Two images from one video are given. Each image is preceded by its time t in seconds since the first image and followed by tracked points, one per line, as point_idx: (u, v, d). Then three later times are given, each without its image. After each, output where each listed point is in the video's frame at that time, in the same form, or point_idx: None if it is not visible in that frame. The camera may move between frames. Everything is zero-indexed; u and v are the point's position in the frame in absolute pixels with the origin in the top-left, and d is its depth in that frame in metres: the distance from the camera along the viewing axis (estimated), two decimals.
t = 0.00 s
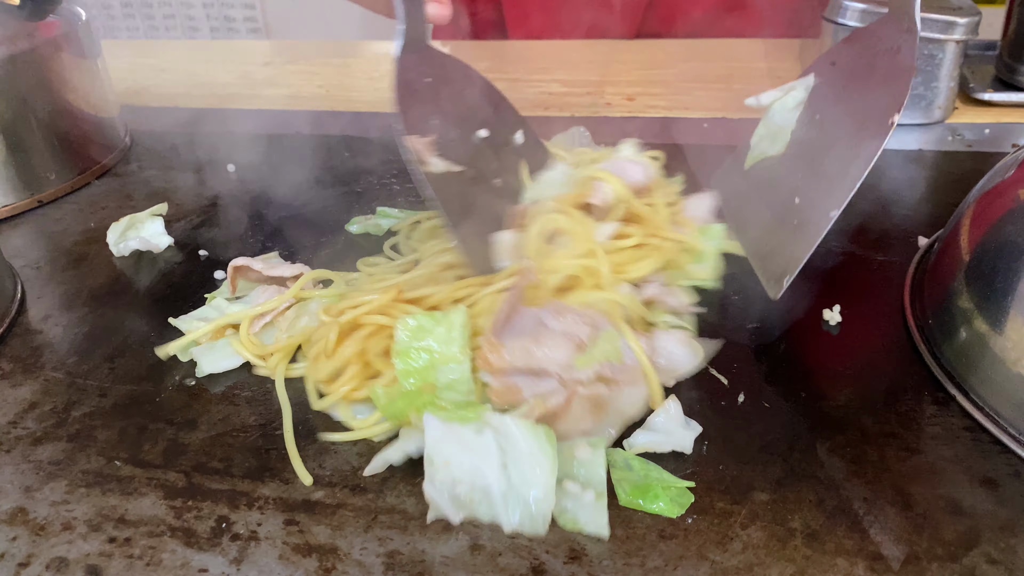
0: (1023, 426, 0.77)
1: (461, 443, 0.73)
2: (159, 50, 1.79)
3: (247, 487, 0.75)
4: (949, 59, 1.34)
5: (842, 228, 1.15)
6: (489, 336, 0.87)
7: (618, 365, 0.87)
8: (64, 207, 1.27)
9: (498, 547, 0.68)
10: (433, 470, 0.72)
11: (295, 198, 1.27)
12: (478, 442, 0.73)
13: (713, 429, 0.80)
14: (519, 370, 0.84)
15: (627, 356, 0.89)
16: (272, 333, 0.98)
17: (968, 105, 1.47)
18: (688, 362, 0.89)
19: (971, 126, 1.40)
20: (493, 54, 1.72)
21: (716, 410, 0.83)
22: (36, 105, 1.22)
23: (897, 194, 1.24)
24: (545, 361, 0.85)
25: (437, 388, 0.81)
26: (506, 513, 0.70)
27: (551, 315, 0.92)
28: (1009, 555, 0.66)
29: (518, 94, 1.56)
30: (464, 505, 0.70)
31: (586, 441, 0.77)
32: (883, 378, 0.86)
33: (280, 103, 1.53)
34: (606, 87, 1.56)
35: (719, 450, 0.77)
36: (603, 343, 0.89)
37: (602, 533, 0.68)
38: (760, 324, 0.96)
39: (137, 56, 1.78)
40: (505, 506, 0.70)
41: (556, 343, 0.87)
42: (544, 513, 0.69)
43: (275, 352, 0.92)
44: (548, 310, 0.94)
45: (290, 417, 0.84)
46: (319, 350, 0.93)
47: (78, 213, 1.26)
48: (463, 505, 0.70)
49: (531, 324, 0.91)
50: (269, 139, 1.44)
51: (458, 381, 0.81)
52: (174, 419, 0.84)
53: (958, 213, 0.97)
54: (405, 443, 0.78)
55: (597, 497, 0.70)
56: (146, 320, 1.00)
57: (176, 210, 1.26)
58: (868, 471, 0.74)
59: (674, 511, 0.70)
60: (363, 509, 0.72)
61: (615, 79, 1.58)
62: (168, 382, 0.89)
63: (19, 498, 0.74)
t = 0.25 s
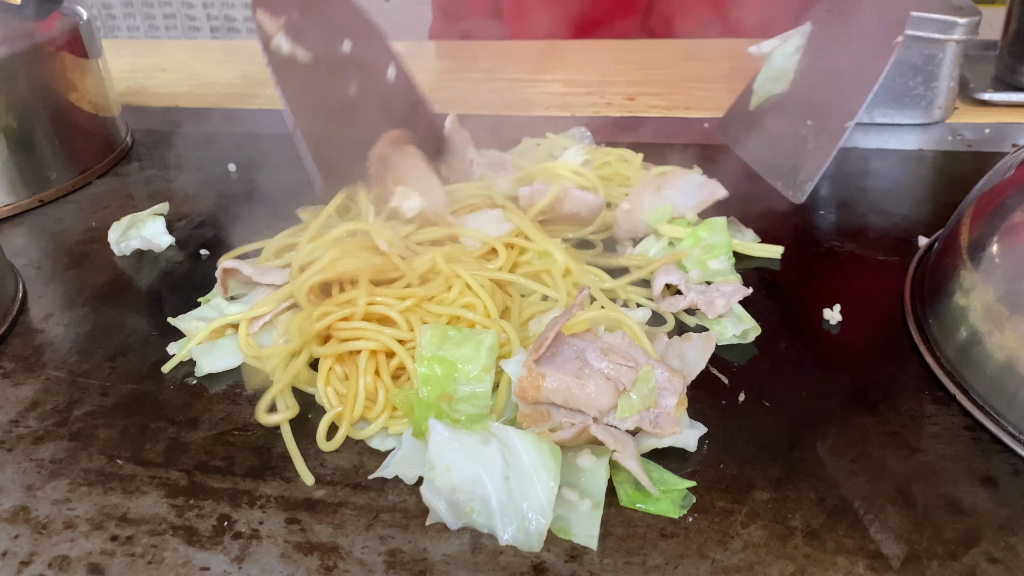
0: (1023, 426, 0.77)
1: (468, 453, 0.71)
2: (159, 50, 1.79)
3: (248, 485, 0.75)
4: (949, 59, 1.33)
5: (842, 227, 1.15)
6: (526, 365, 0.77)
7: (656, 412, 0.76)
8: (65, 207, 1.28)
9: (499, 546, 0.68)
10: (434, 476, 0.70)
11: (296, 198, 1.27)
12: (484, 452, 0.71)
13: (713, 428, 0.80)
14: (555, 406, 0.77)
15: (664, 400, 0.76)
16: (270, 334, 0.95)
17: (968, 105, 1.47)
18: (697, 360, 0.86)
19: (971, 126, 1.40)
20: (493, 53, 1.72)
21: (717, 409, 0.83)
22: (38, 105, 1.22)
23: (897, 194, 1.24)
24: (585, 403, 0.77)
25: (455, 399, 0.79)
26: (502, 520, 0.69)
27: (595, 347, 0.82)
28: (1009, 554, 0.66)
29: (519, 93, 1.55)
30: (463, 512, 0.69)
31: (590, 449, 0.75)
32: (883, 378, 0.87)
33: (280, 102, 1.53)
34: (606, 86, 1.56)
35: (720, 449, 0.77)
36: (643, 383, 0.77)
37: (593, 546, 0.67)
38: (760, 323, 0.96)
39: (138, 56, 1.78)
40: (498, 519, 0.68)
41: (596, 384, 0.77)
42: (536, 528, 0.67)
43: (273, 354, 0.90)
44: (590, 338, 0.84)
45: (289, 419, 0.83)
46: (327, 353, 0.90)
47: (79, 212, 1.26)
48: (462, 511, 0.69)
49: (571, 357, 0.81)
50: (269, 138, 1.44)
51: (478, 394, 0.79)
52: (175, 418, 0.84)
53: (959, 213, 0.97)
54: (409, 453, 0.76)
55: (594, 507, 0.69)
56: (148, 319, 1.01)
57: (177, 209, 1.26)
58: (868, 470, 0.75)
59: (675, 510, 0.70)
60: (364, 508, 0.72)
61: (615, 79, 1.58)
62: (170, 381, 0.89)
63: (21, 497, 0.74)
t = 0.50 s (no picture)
0: None
1: (472, 451, 0.71)
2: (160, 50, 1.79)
3: (251, 483, 0.75)
4: (949, 59, 1.33)
5: (844, 227, 1.15)
6: (530, 365, 0.77)
7: (658, 411, 0.76)
8: (67, 206, 1.28)
9: (502, 543, 0.68)
10: (438, 473, 0.70)
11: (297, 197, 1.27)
12: (487, 450, 0.72)
13: (715, 427, 0.80)
14: (558, 405, 0.77)
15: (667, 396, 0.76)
16: (273, 332, 0.96)
17: (969, 105, 1.47)
18: (697, 357, 0.85)
19: (972, 126, 1.40)
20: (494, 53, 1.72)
21: (719, 407, 0.83)
22: (40, 103, 1.22)
23: (898, 193, 1.24)
24: (588, 402, 0.77)
25: (460, 397, 0.79)
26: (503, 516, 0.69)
27: (598, 345, 0.82)
28: (1011, 551, 0.66)
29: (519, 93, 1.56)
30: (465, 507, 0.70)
31: (592, 446, 0.75)
32: (885, 376, 0.87)
33: (281, 101, 1.53)
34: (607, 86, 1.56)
35: (722, 447, 0.78)
36: (645, 382, 0.77)
37: (596, 543, 0.67)
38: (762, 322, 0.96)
39: (139, 55, 1.78)
40: (500, 517, 0.68)
41: (599, 383, 0.78)
42: (538, 527, 0.68)
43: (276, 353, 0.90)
44: (593, 337, 0.84)
45: (291, 418, 0.83)
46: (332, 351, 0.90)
47: (81, 211, 1.26)
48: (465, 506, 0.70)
49: (574, 356, 0.81)
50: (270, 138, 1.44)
51: (481, 393, 0.79)
52: (178, 416, 0.84)
53: (960, 212, 0.97)
54: (412, 451, 0.77)
55: (596, 505, 0.69)
56: (150, 317, 1.01)
57: (179, 208, 1.26)
58: (870, 468, 0.75)
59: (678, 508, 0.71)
60: (367, 505, 0.72)
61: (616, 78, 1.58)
62: (172, 379, 0.89)
63: (24, 494, 0.74)
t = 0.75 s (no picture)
0: None
1: (472, 451, 0.71)
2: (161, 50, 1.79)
3: (251, 482, 0.75)
4: (949, 59, 1.33)
5: (843, 227, 1.15)
6: (530, 365, 0.77)
7: (658, 412, 0.76)
8: (67, 205, 1.28)
9: (502, 543, 0.68)
10: (438, 473, 0.70)
11: (297, 197, 1.27)
12: (487, 450, 0.72)
13: (715, 427, 0.80)
14: (557, 405, 0.77)
15: (667, 397, 0.76)
16: (273, 332, 0.96)
17: (968, 105, 1.47)
18: (697, 357, 0.86)
19: (972, 126, 1.41)
20: (494, 53, 1.71)
21: (719, 408, 0.83)
22: (39, 102, 1.22)
23: (898, 194, 1.24)
24: (588, 402, 0.77)
25: (460, 397, 0.79)
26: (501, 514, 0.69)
27: (598, 346, 0.83)
28: (1010, 551, 0.66)
29: (520, 92, 1.55)
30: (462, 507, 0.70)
31: (592, 446, 0.75)
32: (884, 376, 0.87)
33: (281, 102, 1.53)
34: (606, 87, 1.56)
35: (722, 447, 0.78)
36: (645, 383, 0.77)
37: (595, 543, 0.67)
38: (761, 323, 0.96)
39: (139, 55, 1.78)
40: (500, 517, 0.68)
41: (599, 384, 0.78)
42: (537, 527, 0.68)
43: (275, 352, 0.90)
44: (593, 337, 0.85)
45: (290, 418, 0.83)
46: (331, 354, 0.90)
47: (81, 211, 1.26)
48: (462, 504, 0.70)
49: (574, 356, 0.81)
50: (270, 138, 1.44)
51: (481, 393, 0.79)
52: (178, 416, 0.84)
53: (959, 212, 0.97)
54: (412, 451, 0.77)
55: (596, 505, 0.70)
56: (150, 317, 1.01)
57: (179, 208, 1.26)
58: (869, 468, 0.75)
59: (678, 507, 0.71)
60: (367, 505, 0.72)
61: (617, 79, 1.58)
62: (173, 378, 0.90)
63: (24, 493, 0.74)
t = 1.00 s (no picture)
0: None
1: (472, 450, 0.72)
2: (162, 50, 1.79)
3: (252, 481, 0.75)
4: (950, 59, 1.33)
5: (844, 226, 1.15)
6: (530, 365, 0.77)
7: (659, 412, 0.76)
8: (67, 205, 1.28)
9: (502, 541, 0.68)
10: (438, 472, 0.70)
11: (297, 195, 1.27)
12: (486, 451, 0.72)
13: (715, 426, 0.80)
14: (558, 405, 0.77)
15: (668, 397, 0.76)
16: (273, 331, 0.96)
17: (969, 105, 1.48)
18: (697, 355, 0.86)
19: (972, 126, 1.41)
20: (494, 52, 1.71)
21: (719, 407, 0.83)
22: (39, 102, 1.22)
23: (898, 193, 1.24)
24: (588, 402, 0.77)
25: (460, 396, 0.79)
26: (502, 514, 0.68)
27: (599, 347, 0.83)
28: (1011, 550, 0.66)
29: (520, 91, 1.55)
30: (462, 507, 0.69)
31: (593, 445, 0.75)
32: (884, 375, 0.87)
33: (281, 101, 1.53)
34: (607, 87, 1.56)
35: (722, 446, 0.78)
36: (646, 384, 0.77)
37: (596, 542, 0.67)
38: (762, 322, 0.96)
39: (139, 54, 1.79)
40: (500, 516, 0.68)
41: (600, 384, 0.78)
42: (537, 526, 0.68)
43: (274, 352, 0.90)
44: (594, 338, 0.85)
45: (291, 417, 0.83)
46: (331, 353, 0.90)
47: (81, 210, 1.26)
48: (463, 505, 0.70)
49: (576, 356, 0.81)
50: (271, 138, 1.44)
51: (482, 392, 0.79)
52: (179, 415, 0.84)
53: (960, 212, 0.97)
54: (412, 450, 0.76)
55: (597, 504, 0.70)
56: (151, 316, 1.01)
57: (180, 207, 1.26)
58: (870, 467, 0.75)
59: (678, 506, 0.71)
60: (368, 504, 0.72)
61: (617, 78, 1.58)
62: (173, 377, 0.90)
63: (25, 492, 0.74)
